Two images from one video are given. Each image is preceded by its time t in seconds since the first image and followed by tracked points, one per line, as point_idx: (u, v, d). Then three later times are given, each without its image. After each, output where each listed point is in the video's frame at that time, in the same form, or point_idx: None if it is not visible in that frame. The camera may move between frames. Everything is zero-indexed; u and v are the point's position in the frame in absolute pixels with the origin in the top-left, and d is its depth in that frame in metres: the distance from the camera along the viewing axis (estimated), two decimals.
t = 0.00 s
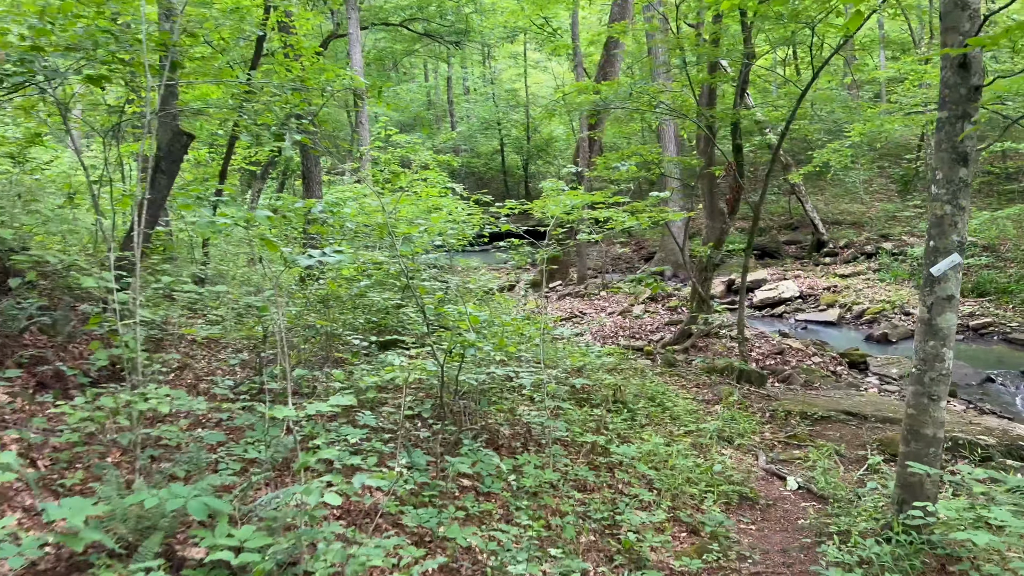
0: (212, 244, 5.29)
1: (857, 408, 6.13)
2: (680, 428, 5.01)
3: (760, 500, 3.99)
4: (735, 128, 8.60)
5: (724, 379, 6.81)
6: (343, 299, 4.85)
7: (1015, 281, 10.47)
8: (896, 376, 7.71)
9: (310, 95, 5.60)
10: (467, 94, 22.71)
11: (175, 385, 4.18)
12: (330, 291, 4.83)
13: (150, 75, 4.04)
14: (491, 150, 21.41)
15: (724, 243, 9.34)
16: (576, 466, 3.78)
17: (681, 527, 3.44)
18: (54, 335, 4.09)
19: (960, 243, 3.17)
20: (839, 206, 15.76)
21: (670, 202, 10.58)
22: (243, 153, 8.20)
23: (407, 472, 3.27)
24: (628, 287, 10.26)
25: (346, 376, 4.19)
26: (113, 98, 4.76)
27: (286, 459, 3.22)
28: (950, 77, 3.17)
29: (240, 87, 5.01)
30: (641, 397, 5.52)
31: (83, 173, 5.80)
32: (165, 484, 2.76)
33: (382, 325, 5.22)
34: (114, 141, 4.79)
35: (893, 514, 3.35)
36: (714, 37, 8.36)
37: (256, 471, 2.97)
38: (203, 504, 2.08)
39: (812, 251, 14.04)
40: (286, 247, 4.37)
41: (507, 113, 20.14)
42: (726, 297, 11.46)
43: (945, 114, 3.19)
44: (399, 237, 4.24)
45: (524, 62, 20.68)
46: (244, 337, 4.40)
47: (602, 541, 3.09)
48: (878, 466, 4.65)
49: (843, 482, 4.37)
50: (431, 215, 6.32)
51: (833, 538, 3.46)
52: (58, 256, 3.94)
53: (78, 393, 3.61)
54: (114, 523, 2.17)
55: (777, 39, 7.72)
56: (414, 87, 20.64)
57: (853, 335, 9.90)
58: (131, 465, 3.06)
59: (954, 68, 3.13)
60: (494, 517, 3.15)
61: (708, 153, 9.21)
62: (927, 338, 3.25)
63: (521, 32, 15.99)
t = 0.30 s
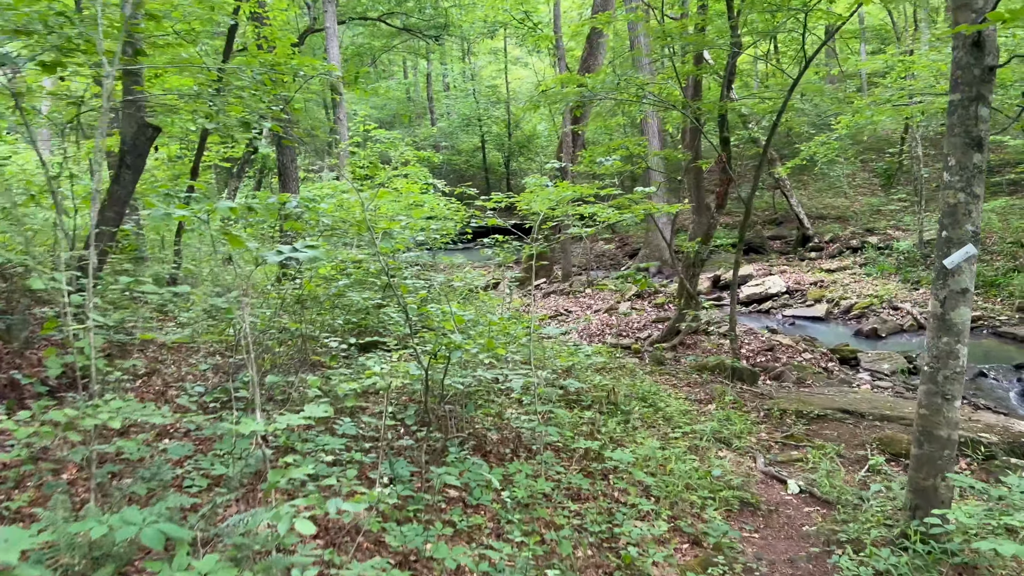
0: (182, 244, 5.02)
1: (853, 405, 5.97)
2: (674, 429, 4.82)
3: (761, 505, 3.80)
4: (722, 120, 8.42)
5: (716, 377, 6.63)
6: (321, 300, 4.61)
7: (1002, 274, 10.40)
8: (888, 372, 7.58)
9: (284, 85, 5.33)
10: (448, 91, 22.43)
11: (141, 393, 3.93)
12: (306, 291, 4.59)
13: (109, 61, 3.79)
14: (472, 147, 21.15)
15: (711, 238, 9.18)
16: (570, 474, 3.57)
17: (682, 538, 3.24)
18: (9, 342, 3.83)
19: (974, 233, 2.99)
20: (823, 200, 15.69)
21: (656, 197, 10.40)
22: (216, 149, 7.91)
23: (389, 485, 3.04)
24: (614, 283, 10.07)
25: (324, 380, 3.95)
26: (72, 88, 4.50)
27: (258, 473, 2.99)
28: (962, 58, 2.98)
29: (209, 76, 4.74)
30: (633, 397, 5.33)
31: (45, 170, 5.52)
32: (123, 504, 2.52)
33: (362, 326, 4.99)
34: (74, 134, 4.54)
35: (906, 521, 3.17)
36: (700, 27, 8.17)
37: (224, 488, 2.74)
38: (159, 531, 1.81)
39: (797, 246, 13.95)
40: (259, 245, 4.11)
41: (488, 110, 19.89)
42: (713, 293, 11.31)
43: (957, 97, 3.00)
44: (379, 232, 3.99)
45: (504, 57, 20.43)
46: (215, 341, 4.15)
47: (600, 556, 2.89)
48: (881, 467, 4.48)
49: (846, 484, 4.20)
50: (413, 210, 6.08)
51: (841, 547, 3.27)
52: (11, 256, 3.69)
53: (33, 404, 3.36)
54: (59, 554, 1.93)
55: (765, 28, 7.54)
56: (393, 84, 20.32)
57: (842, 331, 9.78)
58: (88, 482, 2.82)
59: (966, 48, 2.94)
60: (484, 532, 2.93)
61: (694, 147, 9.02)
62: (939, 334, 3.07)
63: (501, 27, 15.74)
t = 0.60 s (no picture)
0: (141, 241, 4.73)
1: (839, 400, 5.85)
2: (661, 428, 4.66)
3: (756, 507, 3.64)
4: (700, 112, 8.28)
5: (698, 373, 6.48)
6: (289, 299, 4.37)
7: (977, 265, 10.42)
8: (870, 365, 7.50)
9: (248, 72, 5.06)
10: (417, 85, 22.10)
11: (97, 400, 3.67)
12: (274, 289, 4.35)
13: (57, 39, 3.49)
14: (443, 142, 20.87)
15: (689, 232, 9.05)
16: (558, 479, 3.39)
17: (679, 545, 3.06)
18: None
19: (981, 220, 2.85)
20: (796, 193, 15.68)
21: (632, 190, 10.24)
22: (178, 143, 7.59)
23: (367, 495, 2.83)
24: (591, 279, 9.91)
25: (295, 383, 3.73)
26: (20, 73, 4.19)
27: (224, 486, 2.75)
28: (967, 36, 2.85)
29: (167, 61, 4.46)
30: (617, 394, 5.16)
31: None
32: (72, 525, 2.28)
33: (334, 325, 4.75)
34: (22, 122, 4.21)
35: (911, 522, 3.03)
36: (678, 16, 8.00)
37: (187, 505, 2.51)
38: (106, 563, 1.55)
39: (772, 239, 13.90)
40: (222, 239, 3.85)
41: (459, 105, 19.63)
42: (689, 288, 11.20)
43: (962, 77, 2.86)
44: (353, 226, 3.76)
45: (475, 51, 20.14)
46: (177, 344, 3.88)
47: (595, 568, 2.70)
48: (874, 464, 4.35)
49: (839, 482, 4.06)
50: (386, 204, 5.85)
51: (843, 551, 3.12)
52: None
53: None
54: None
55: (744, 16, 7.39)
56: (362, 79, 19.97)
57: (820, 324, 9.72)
58: (35, 501, 2.57)
59: (972, 25, 2.81)
60: (470, 544, 2.73)
61: (672, 139, 8.87)
62: (944, 326, 2.93)
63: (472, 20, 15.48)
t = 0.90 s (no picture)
0: (95, 241, 4.45)
1: (820, 396, 5.77)
2: (645, 428, 4.52)
3: (747, 511, 3.51)
4: (674, 105, 8.18)
5: (677, 370, 6.36)
6: (255, 300, 4.15)
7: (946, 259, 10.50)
8: (846, 360, 7.46)
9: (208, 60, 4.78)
10: (382, 81, 21.80)
11: (48, 412, 3.41)
12: (238, 289, 4.11)
13: None
14: (409, 139, 20.59)
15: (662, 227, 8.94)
16: (545, 487, 3.22)
17: (674, 554, 2.91)
18: None
19: (983, 210, 2.74)
20: (764, 188, 15.72)
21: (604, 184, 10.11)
22: (135, 138, 7.28)
23: (342, 512, 2.63)
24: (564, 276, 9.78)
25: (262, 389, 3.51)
26: None
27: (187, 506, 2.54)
28: (968, 18, 2.71)
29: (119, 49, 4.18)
30: (597, 395, 5.00)
31: None
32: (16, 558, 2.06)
33: (302, 326, 4.54)
34: None
35: (913, 526, 2.91)
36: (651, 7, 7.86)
37: (146, 529, 2.30)
38: None
39: (742, 234, 13.91)
40: (180, 239, 3.60)
41: (426, 101, 19.37)
42: (662, 283, 11.11)
43: (963, 61, 2.73)
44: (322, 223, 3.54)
45: (440, 46, 19.92)
46: (135, 351, 3.64)
47: None
48: (862, 462, 4.25)
49: (829, 481, 3.95)
50: (355, 200, 5.64)
51: (842, 557, 2.99)
52: None
53: None
54: None
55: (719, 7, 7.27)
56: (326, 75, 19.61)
57: (792, 319, 9.70)
58: None
59: (974, 6, 2.68)
60: (455, 562, 2.55)
61: (645, 134, 8.74)
62: (946, 321, 2.81)
63: (438, 14, 15.24)
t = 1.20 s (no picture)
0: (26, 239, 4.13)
1: (785, 392, 5.71)
2: (613, 430, 4.38)
3: (722, 515, 3.39)
4: (635, 100, 8.07)
5: (642, 368, 6.25)
6: (202, 303, 3.90)
7: (901, 253, 10.61)
8: (808, 355, 7.44)
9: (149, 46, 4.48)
10: (335, 75, 21.39)
11: None
12: (182, 291, 3.85)
13: None
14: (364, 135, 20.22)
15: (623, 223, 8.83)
16: (514, 497, 3.06)
17: (651, 565, 2.78)
18: None
19: (965, 201, 2.64)
20: (721, 184, 15.77)
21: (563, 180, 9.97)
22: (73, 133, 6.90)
23: (298, 533, 2.44)
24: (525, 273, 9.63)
25: (209, 399, 3.27)
26: None
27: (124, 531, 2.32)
28: (949, 1, 2.60)
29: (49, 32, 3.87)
30: (565, 395, 4.86)
31: None
32: None
33: (253, 329, 4.30)
34: None
35: (896, 530, 2.82)
36: None
37: (77, 560, 2.08)
38: None
39: (700, 230, 13.93)
40: (117, 238, 3.33)
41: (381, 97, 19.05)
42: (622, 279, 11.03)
43: (944, 46, 2.62)
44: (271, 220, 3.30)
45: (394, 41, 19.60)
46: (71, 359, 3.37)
47: None
48: (834, 460, 4.18)
49: (802, 481, 3.86)
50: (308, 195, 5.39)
51: (823, 563, 2.89)
52: None
53: None
54: None
55: None
56: (277, 70, 19.18)
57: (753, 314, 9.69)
58: None
59: None
60: None
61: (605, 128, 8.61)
62: (928, 317, 2.71)
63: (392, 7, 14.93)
